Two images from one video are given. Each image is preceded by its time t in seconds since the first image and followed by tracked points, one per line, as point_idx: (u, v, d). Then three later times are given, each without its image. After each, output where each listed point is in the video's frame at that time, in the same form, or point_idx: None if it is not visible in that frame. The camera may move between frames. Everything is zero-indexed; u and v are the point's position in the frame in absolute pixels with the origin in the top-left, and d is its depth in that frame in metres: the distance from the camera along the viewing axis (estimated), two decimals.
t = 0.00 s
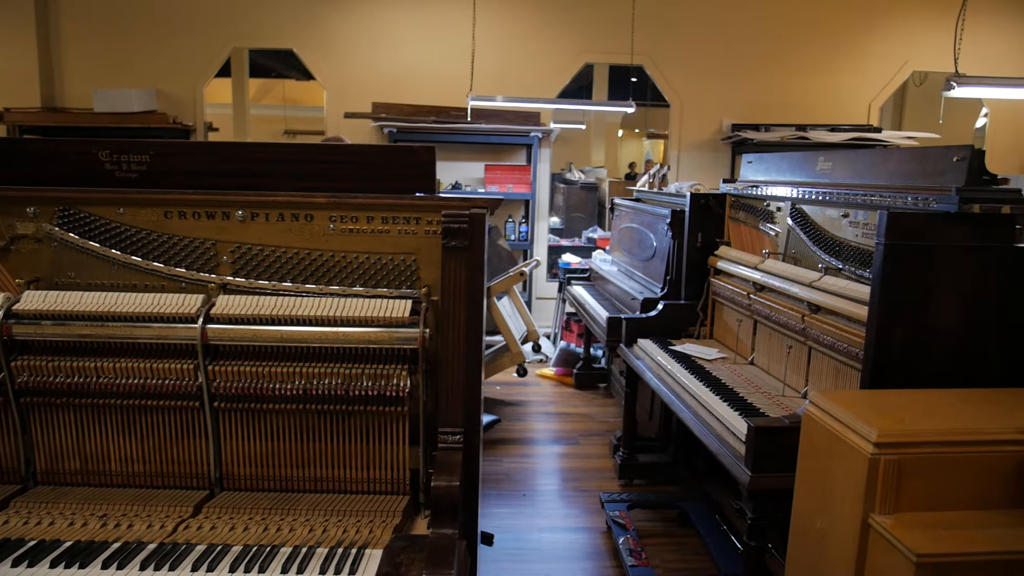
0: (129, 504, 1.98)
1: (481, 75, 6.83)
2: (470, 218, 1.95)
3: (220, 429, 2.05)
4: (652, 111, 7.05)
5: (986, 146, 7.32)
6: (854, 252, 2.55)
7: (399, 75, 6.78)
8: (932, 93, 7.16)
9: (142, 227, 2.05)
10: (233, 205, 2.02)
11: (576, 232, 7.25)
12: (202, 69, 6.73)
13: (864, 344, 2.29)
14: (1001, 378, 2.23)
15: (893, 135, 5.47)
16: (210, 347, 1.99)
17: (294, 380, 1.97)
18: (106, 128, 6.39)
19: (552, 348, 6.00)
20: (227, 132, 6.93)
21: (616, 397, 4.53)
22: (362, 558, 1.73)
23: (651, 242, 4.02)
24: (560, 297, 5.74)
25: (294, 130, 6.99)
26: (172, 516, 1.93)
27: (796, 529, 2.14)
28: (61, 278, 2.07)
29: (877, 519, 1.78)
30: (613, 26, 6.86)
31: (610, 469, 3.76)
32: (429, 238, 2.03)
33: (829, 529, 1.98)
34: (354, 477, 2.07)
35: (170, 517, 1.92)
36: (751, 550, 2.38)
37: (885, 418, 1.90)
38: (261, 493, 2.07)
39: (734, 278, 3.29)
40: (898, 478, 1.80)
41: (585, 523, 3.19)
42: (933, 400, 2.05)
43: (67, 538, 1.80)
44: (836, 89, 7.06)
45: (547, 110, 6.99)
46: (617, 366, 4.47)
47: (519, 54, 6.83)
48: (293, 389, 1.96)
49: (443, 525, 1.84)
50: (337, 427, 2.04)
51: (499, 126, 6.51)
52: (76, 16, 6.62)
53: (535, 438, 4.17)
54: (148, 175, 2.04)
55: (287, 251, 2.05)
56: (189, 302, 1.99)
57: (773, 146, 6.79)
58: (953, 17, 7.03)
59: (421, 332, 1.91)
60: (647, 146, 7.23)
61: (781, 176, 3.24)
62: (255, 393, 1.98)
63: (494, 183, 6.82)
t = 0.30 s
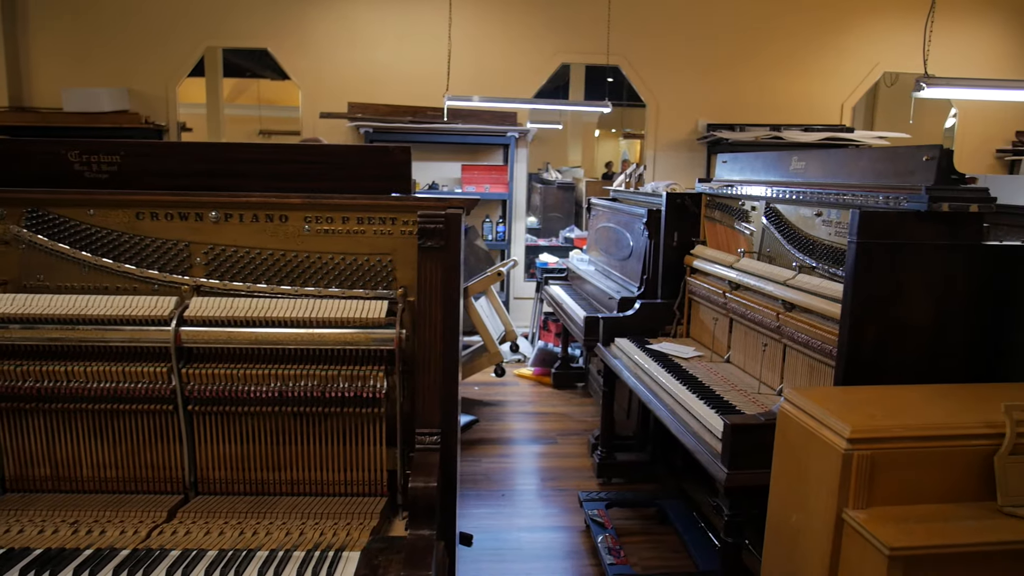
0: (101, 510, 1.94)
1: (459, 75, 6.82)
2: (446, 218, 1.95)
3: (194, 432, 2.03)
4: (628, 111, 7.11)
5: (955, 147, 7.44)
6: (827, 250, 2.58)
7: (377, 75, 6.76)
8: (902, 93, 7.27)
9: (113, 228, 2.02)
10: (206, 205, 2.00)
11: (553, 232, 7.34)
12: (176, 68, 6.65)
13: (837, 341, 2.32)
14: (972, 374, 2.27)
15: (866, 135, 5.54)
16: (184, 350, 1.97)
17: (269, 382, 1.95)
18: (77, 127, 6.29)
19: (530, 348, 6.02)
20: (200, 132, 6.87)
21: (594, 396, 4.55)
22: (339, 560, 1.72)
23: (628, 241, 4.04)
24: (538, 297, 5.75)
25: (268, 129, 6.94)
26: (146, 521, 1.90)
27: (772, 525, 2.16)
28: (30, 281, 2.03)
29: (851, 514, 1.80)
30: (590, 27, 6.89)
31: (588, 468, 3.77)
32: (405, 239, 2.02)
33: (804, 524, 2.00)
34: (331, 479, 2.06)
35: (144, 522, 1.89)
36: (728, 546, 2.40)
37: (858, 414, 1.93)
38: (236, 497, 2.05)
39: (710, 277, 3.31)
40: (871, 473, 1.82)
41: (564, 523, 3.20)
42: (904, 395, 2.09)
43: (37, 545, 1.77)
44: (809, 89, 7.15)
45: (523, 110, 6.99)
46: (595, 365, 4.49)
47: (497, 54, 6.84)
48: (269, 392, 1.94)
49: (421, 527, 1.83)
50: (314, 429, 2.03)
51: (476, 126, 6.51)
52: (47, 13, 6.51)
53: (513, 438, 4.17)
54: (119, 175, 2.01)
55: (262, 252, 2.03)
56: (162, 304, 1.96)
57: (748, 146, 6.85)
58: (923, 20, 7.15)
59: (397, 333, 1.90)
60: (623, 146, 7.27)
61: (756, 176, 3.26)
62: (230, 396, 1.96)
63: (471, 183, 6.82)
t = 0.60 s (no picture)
0: (73, 517, 1.91)
1: (438, 75, 6.81)
2: (423, 218, 1.95)
3: (169, 436, 2.01)
4: (605, 111, 7.19)
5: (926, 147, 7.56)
6: (802, 249, 2.61)
7: (355, 75, 6.72)
8: (874, 94, 7.37)
9: (83, 230, 1.99)
10: (180, 206, 1.98)
11: (531, 231, 7.37)
12: (150, 67, 6.56)
13: (812, 338, 2.34)
14: (943, 370, 2.31)
15: (840, 134, 5.61)
16: (157, 353, 1.95)
17: (244, 385, 1.94)
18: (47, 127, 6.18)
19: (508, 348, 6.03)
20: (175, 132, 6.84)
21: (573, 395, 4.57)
22: (317, 563, 1.71)
23: (606, 240, 4.06)
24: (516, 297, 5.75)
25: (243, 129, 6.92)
26: (120, 526, 1.87)
27: (749, 521, 2.18)
28: None
29: (827, 509, 1.83)
30: (568, 27, 6.91)
31: (567, 468, 3.78)
32: (381, 239, 2.02)
33: (781, 520, 2.02)
34: (309, 481, 2.04)
35: (117, 528, 1.86)
36: (707, 543, 2.42)
37: (832, 410, 1.95)
38: (212, 501, 2.03)
39: (687, 276, 3.34)
40: (845, 468, 1.84)
41: (544, 522, 3.20)
42: (876, 391, 2.12)
43: (7, 553, 1.73)
44: (782, 90, 7.22)
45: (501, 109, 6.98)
46: (573, 365, 4.50)
47: (476, 54, 6.84)
48: (244, 394, 1.93)
49: (399, 528, 1.82)
50: (290, 432, 2.01)
51: (453, 126, 6.50)
52: (16, 11, 6.39)
53: (492, 438, 4.17)
54: (89, 176, 1.99)
55: (236, 253, 2.01)
56: (135, 307, 1.94)
57: (724, 146, 6.91)
58: (895, 21, 7.25)
59: (374, 334, 1.89)
60: (601, 145, 7.37)
61: (730, 175, 3.28)
62: (205, 399, 1.94)
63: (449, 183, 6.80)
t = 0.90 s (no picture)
0: (42, 524, 1.88)
1: (415, 74, 6.79)
2: (397, 218, 1.95)
3: (140, 441, 1.98)
4: (579, 110, 7.41)
5: (896, 146, 7.68)
6: (775, 247, 2.65)
7: (331, 74, 6.68)
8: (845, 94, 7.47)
9: (50, 231, 1.95)
10: (150, 207, 1.95)
11: (507, 231, 7.36)
12: (120, 66, 6.47)
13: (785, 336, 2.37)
14: (913, 366, 2.35)
15: (811, 133, 5.69)
16: (128, 356, 1.92)
17: (217, 388, 1.92)
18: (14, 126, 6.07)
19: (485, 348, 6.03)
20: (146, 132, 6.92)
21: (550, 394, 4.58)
22: (292, 566, 1.70)
23: (581, 240, 4.08)
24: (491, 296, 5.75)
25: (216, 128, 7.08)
26: (90, 533, 1.84)
27: (724, 517, 2.20)
28: None
29: (800, 505, 1.85)
30: (543, 27, 6.92)
31: (544, 467, 3.79)
32: (355, 240, 2.00)
33: (756, 516, 2.04)
34: (283, 484, 2.02)
35: (87, 535, 1.83)
36: (683, 539, 2.44)
37: (805, 407, 1.98)
38: (185, 505, 2.00)
39: (661, 275, 3.37)
40: (818, 464, 1.86)
41: (522, 522, 3.21)
42: (848, 387, 2.15)
43: None
44: (755, 90, 7.30)
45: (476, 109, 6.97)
46: (550, 364, 4.51)
47: (452, 54, 6.83)
48: (217, 397, 1.91)
49: (375, 530, 1.82)
50: (264, 435, 1.99)
51: (428, 126, 6.48)
52: None
53: (470, 438, 4.17)
54: (56, 177, 1.96)
55: (208, 255, 1.99)
56: (105, 309, 1.91)
57: (698, 146, 6.97)
58: (864, 23, 7.35)
59: (349, 335, 1.89)
60: (576, 144, 7.58)
61: (704, 175, 3.30)
62: (178, 403, 1.92)
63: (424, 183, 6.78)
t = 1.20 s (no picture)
0: (8, 532, 1.84)
1: (390, 74, 6.76)
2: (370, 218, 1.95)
3: (109, 446, 1.95)
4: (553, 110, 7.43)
5: (865, 146, 7.81)
6: (747, 246, 2.68)
7: (305, 74, 6.63)
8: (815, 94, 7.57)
9: (14, 233, 1.91)
10: (119, 209, 1.92)
11: (482, 231, 7.35)
12: (88, 65, 6.36)
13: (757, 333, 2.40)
14: (882, 362, 2.39)
15: (782, 133, 5.77)
16: (96, 360, 1.89)
17: (189, 391, 1.89)
18: None
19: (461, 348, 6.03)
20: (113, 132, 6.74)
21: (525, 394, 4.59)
22: (266, 570, 1.68)
23: (556, 239, 4.09)
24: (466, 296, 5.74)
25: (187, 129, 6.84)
26: (58, 541, 1.81)
27: (699, 513, 2.23)
28: None
29: (773, 500, 1.87)
30: (518, 27, 6.93)
31: (521, 466, 3.79)
32: (328, 241, 1.99)
33: (730, 512, 2.06)
34: (257, 487, 2.00)
35: (55, 542, 1.80)
36: (659, 536, 2.45)
37: (777, 403, 2.00)
38: (156, 511, 1.97)
39: (636, 274, 3.39)
40: (790, 459, 1.89)
41: (499, 522, 3.21)
42: (818, 383, 2.18)
43: None
44: (727, 90, 7.36)
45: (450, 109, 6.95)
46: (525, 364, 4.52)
47: (427, 53, 6.81)
48: (189, 401, 1.88)
49: (350, 532, 1.81)
50: (237, 438, 1.97)
51: (403, 126, 6.46)
52: None
53: (446, 439, 4.16)
54: (20, 178, 1.93)
55: (178, 256, 1.96)
56: (72, 313, 1.88)
57: (671, 146, 7.03)
58: (834, 24, 7.46)
59: (323, 336, 1.88)
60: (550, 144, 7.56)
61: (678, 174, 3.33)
62: (148, 407, 1.90)
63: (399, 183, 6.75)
